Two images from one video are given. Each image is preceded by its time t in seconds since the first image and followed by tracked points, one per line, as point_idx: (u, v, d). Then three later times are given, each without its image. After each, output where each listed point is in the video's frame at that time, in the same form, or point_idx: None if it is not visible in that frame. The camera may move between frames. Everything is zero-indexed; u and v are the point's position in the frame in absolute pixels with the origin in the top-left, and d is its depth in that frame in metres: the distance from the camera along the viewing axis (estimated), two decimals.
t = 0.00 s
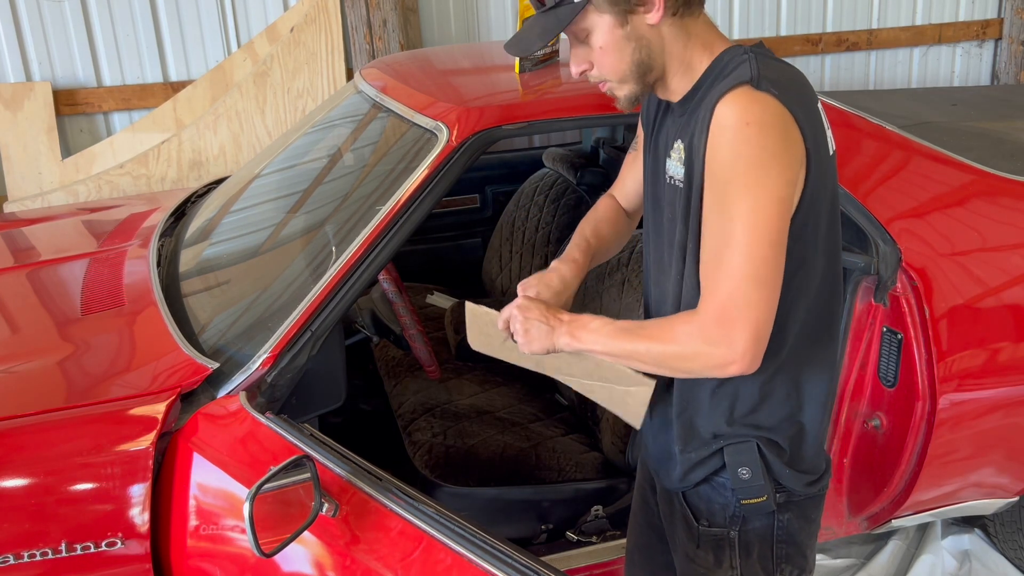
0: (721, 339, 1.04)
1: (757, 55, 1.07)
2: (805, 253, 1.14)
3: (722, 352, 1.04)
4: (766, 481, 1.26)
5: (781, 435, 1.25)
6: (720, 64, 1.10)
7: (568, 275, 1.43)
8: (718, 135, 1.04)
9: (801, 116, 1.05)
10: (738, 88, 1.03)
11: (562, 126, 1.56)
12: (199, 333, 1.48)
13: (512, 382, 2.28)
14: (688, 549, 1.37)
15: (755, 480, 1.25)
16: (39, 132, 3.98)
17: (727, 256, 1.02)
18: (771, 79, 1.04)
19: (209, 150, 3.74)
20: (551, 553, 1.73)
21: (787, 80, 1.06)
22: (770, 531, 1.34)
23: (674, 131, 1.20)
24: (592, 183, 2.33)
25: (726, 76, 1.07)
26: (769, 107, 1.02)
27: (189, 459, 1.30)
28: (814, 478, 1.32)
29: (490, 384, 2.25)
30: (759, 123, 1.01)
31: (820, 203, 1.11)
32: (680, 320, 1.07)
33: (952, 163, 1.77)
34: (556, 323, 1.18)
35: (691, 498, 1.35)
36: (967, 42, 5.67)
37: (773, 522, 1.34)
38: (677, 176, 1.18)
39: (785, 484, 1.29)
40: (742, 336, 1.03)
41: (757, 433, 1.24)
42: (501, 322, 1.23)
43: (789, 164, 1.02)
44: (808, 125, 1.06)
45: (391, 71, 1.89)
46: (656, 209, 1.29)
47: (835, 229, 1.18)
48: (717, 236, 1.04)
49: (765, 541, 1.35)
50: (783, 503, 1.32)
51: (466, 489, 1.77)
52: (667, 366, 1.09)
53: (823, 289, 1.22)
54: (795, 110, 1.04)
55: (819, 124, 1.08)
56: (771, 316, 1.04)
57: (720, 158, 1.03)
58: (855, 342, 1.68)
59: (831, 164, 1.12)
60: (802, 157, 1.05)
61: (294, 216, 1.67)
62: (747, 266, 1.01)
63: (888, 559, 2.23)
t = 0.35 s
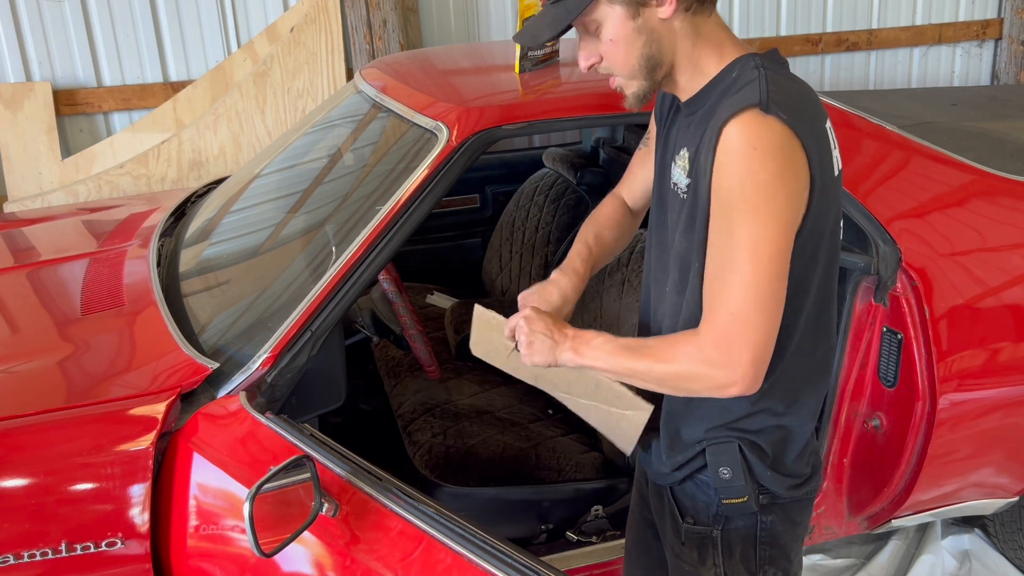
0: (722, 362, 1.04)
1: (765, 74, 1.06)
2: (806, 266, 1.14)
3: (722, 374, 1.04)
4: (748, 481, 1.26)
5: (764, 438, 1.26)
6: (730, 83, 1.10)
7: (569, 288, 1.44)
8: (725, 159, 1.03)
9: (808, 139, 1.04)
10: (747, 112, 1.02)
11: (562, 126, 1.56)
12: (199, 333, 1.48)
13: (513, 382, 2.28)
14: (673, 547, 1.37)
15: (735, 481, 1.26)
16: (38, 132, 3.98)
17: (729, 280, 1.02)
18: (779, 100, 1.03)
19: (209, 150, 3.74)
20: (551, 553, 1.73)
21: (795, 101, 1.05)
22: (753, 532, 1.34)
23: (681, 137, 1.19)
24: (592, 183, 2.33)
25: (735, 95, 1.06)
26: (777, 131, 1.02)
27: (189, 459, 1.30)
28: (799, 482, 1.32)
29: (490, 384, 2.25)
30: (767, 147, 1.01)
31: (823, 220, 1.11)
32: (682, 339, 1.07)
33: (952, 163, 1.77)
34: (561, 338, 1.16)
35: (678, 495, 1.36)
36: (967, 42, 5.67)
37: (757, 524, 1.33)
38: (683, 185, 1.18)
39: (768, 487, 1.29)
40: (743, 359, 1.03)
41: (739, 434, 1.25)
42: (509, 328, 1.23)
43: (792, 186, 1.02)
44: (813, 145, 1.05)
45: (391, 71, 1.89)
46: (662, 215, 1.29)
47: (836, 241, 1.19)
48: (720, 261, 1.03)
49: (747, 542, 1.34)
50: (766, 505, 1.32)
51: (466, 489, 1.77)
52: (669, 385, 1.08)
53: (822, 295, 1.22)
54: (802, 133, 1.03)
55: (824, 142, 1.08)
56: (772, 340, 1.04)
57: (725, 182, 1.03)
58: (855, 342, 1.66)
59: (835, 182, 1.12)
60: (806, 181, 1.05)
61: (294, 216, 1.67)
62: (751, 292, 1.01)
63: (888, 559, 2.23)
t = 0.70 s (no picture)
0: (715, 362, 1.02)
1: (770, 74, 1.07)
2: (809, 272, 1.14)
3: (713, 375, 1.03)
4: (756, 485, 1.26)
5: (773, 440, 1.25)
6: (735, 85, 1.10)
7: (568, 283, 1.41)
8: (731, 161, 1.03)
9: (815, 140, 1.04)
10: (755, 114, 1.02)
11: (562, 126, 1.56)
12: (199, 333, 1.48)
13: (513, 382, 2.28)
14: (681, 549, 1.38)
15: (745, 484, 1.26)
16: (39, 132, 3.98)
17: (729, 283, 1.01)
18: (787, 101, 1.03)
19: (209, 150, 3.74)
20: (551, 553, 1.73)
21: (803, 102, 1.05)
22: (762, 535, 1.33)
23: (685, 139, 1.19)
24: (592, 183, 2.34)
25: (742, 97, 1.06)
26: (784, 132, 1.01)
27: (189, 459, 1.30)
28: (809, 484, 1.32)
29: (489, 384, 2.25)
30: (774, 148, 1.01)
31: (828, 222, 1.10)
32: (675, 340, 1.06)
33: (952, 163, 1.77)
34: (558, 329, 1.15)
35: (688, 497, 1.37)
36: (967, 42, 5.67)
37: (766, 527, 1.33)
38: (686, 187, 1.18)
39: (777, 489, 1.29)
40: (736, 359, 1.02)
41: (749, 437, 1.25)
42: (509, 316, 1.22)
43: (796, 188, 1.02)
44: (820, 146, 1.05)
45: (391, 71, 1.89)
46: (666, 216, 1.29)
47: (841, 245, 1.18)
48: (722, 264, 1.03)
49: (756, 545, 1.34)
50: (776, 508, 1.31)
51: (466, 489, 1.77)
52: (658, 384, 1.07)
53: (828, 299, 1.21)
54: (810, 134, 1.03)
55: (832, 143, 1.08)
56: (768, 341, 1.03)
57: (730, 184, 1.02)
58: (855, 342, 1.67)
59: (841, 184, 1.11)
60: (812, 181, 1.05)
61: (294, 216, 1.67)
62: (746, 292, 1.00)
63: (888, 559, 2.23)
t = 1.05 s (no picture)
0: (716, 368, 1.02)
1: (781, 81, 1.06)
2: (815, 279, 1.14)
3: (715, 381, 1.03)
4: (757, 487, 1.26)
5: (775, 443, 1.25)
6: (745, 90, 1.10)
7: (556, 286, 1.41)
8: (737, 169, 1.02)
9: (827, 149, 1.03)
10: (763, 123, 1.02)
11: (562, 126, 1.56)
12: (199, 333, 1.48)
13: (513, 382, 2.27)
14: (682, 549, 1.39)
15: (745, 487, 1.26)
16: (39, 132, 3.98)
17: (728, 290, 1.01)
18: (796, 110, 1.02)
19: (209, 150, 3.74)
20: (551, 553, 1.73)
21: (813, 111, 1.04)
22: (762, 537, 1.33)
23: (693, 141, 1.19)
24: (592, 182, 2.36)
25: (751, 103, 1.06)
26: (793, 142, 1.01)
27: (189, 459, 1.30)
28: (809, 487, 1.32)
29: (489, 384, 2.25)
30: (780, 159, 1.00)
31: (837, 228, 1.11)
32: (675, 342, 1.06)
33: (952, 163, 1.77)
34: (549, 322, 1.16)
35: (687, 500, 1.37)
36: (967, 42, 5.67)
37: (767, 529, 1.32)
38: (691, 190, 1.18)
39: (778, 491, 1.29)
40: (740, 370, 1.02)
41: (749, 440, 1.25)
42: (495, 306, 1.23)
43: (804, 198, 1.01)
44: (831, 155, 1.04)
45: (391, 70, 1.89)
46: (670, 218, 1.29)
47: (850, 249, 1.18)
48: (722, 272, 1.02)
49: (756, 546, 1.33)
50: (777, 510, 1.31)
51: (466, 489, 1.77)
52: (654, 386, 1.07)
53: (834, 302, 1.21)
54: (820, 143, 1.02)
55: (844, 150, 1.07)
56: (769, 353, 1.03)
57: (735, 193, 1.02)
58: (855, 342, 1.68)
59: (853, 190, 1.11)
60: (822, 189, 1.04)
61: (294, 216, 1.67)
62: (747, 303, 1.00)
63: (888, 559, 2.23)
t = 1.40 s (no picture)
0: (694, 371, 1.02)
1: (786, 92, 1.06)
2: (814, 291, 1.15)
3: (690, 381, 1.03)
4: (758, 487, 1.26)
5: (776, 443, 1.25)
6: (749, 98, 1.09)
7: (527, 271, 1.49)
8: (738, 179, 1.02)
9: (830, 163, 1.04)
10: (768, 135, 1.02)
11: (562, 126, 1.56)
12: (199, 333, 1.48)
13: (512, 382, 2.28)
14: (683, 548, 1.38)
15: (747, 487, 1.26)
16: (39, 132, 3.98)
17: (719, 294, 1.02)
18: (801, 122, 1.03)
19: (209, 150, 3.74)
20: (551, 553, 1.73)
21: (817, 124, 1.04)
22: (764, 537, 1.33)
23: (695, 144, 1.19)
24: (592, 183, 2.35)
25: (756, 113, 1.06)
26: (797, 156, 1.01)
27: (189, 459, 1.30)
28: (811, 487, 1.32)
29: (489, 384, 2.25)
30: (782, 171, 1.00)
31: (839, 241, 1.11)
32: (650, 338, 1.06)
33: (952, 163, 1.77)
34: (527, 301, 1.14)
35: (688, 500, 1.36)
36: (967, 42, 5.67)
37: (768, 529, 1.32)
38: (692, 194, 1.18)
39: (779, 491, 1.29)
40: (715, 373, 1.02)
41: (752, 440, 1.25)
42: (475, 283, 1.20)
43: (806, 212, 1.02)
44: (834, 170, 1.05)
45: (391, 71, 1.89)
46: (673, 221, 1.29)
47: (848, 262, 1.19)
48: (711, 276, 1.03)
49: (758, 546, 1.34)
50: (778, 510, 1.31)
51: (466, 489, 1.77)
52: (632, 375, 1.07)
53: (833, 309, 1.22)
54: (823, 157, 1.03)
55: (847, 164, 1.08)
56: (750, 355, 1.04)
57: (737, 202, 1.02)
58: (855, 341, 1.67)
59: (853, 202, 1.11)
60: (824, 204, 1.05)
61: (294, 216, 1.67)
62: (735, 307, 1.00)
63: (888, 559, 2.23)
